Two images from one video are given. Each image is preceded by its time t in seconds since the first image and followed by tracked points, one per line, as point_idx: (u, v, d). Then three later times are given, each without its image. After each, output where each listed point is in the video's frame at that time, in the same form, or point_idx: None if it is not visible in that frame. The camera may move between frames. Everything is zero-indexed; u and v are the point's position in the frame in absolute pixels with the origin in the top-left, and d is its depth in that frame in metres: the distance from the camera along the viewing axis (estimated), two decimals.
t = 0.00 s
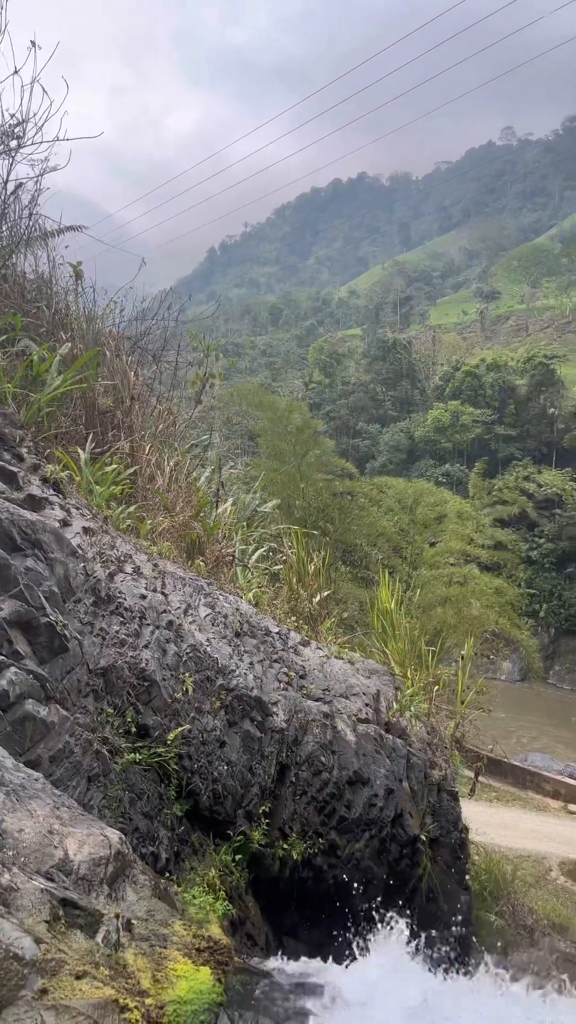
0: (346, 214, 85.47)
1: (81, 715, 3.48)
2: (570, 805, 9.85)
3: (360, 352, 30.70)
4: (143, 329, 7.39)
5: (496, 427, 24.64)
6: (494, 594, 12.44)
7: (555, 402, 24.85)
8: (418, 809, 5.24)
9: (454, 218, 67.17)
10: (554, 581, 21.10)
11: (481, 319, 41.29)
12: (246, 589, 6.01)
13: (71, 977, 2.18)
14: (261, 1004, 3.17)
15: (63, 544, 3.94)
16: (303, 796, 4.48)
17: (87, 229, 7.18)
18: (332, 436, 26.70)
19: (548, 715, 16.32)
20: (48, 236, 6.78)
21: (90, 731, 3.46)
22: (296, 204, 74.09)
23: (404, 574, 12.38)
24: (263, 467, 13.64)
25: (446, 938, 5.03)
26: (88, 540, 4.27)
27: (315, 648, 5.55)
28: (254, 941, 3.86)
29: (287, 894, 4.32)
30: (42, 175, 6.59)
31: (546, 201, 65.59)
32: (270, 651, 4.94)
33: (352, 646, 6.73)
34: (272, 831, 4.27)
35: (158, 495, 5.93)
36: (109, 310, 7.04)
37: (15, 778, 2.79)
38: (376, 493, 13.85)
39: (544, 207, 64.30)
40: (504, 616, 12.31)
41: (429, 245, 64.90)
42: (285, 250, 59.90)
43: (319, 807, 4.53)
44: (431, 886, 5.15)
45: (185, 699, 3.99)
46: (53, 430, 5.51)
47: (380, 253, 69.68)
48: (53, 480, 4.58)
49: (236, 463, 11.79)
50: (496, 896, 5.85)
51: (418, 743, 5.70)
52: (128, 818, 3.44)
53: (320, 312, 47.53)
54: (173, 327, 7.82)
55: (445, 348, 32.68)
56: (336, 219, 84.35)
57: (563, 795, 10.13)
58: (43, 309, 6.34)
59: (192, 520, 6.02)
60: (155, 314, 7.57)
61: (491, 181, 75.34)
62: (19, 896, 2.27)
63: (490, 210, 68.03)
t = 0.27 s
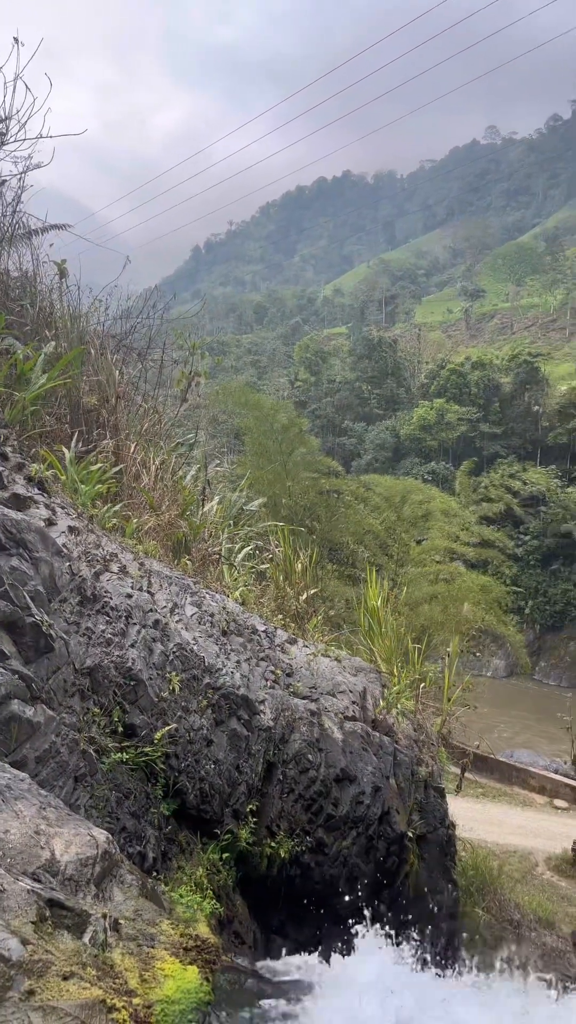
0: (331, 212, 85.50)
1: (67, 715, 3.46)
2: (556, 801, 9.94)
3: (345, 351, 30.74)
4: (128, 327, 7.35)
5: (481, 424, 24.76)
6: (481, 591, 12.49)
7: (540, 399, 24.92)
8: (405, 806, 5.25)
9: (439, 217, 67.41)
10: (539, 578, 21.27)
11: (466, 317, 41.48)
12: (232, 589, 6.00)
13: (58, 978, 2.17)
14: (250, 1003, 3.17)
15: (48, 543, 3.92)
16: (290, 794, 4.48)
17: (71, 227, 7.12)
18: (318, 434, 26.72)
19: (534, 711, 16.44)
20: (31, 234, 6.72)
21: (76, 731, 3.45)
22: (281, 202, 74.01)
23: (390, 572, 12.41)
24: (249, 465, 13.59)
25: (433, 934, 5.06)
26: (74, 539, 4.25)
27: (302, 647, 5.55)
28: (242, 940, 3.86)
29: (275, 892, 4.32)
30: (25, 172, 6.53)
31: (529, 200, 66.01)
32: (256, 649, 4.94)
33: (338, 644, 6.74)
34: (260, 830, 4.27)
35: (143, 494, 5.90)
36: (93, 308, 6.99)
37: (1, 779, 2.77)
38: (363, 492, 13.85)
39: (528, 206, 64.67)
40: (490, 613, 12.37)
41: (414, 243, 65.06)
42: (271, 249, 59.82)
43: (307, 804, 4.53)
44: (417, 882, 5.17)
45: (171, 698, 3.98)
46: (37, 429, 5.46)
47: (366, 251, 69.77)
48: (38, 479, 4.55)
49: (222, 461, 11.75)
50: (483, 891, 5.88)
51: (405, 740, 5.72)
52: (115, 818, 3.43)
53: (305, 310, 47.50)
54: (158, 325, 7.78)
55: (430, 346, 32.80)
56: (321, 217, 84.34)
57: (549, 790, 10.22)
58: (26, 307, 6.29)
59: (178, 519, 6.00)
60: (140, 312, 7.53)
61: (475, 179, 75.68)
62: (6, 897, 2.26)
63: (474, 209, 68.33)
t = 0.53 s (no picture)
0: (312, 212, 85.55)
1: (50, 716, 3.46)
2: (538, 796, 10.03)
3: (327, 350, 30.79)
4: (109, 327, 7.30)
5: (461, 423, 24.92)
6: (463, 589, 12.56)
7: (520, 398, 25.11)
8: (389, 804, 5.27)
9: (419, 217, 67.81)
10: (520, 576, 21.48)
11: (446, 316, 41.73)
12: (216, 589, 5.98)
13: (42, 981, 2.16)
14: (235, 1003, 3.17)
15: (30, 544, 3.90)
16: (275, 793, 4.49)
17: (50, 226, 7.05)
18: (300, 434, 26.76)
19: (515, 708, 16.60)
20: (11, 233, 6.66)
21: (59, 732, 3.44)
22: (262, 202, 73.93)
23: (374, 571, 12.47)
24: (231, 465, 13.56)
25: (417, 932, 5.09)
26: (55, 539, 4.22)
27: (285, 647, 5.55)
28: (226, 939, 3.86)
29: (259, 892, 4.33)
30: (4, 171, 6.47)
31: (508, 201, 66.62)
32: (240, 650, 4.93)
33: (322, 644, 6.75)
34: (244, 829, 4.28)
35: (125, 494, 5.87)
36: (74, 308, 6.95)
37: None
38: (346, 491, 13.86)
39: (507, 207, 65.27)
40: (473, 611, 12.45)
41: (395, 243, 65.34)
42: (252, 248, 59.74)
43: (290, 804, 4.53)
44: (402, 879, 5.19)
45: (155, 698, 3.97)
46: (18, 429, 5.43)
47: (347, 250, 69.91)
48: (19, 479, 4.52)
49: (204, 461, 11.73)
50: (466, 889, 5.97)
51: (388, 738, 5.76)
52: (98, 819, 3.42)
53: (287, 309, 47.54)
54: (140, 325, 7.75)
55: (411, 345, 32.98)
56: (302, 216, 84.38)
57: (531, 787, 10.30)
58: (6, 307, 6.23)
59: (160, 519, 5.98)
60: (121, 312, 7.49)
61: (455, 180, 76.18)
62: None
63: (454, 209, 68.81)
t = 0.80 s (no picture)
0: (289, 211, 85.56)
1: (29, 719, 3.44)
2: (518, 792, 10.14)
3: (306, 350, 30.83)
4: (86, 327, 7.23)
5: (440, 422, 25.10)
6: (443, 587, 12.64)
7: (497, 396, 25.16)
8: (370, 802, 5.30)
9: (396, 217, 68.17)
10: (499, 573, 21.72)
11: (424, 316, 41.98)
12: (196, 589, 5.97)
13: (24, 985, 2.15)
14: (219, 1005, 3.18)
15: (8, 545, 3.86)
16: (257, 792, 4.49)
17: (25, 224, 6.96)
18: (280, 433, 26.79)
19: (495, 704, 16.76)
20: None
21: (39, 735, 3.43)
22: (239, 201, 73.79)
23: (354, 570, 12.52)
24: (211, 465, 13.53)
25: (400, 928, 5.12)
26: (34, 541, 4.19)
27: (266, 647, 5.53)
28: (210, 940, 3.86)
29: (242, 891, 4.34)
30: None
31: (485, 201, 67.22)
32: (221, 650, 4.92)
33: (303, 643, 6.76)
34: (226, 829, 4.28)
35: (104, 494, 5.84)
36: (51, 307, 6.88)
37: None
38: (326, 490, 13.88)
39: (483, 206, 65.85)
40: (454, 609, 12.54)
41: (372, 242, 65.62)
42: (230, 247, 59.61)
43: (273, 803, 4.54)
44: (384, 876, 5.21)
45: (135, 700, 3.95)
46: None
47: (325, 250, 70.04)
48: None
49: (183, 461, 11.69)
50: (447, 884, 6.03)
51: (369, 736, 5.78)
52: (79, 822, 3.41)
53: (265, 308, 47.52)
54: (118, 325, 7.70)
55: (389, 344, 33.14)
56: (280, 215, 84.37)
57: (511, 782, 10.40)
58: None
59: (139, 520, 5.95)
60: (98, 312, 7.43)
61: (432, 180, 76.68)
62: None
63: (431, 208, 69.27)
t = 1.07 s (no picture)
0: (265, 210, 85.48)
1: (6, 723, 3.43)
2: (497, 787, 10.23)
3: (283, 349, 30.82)
4: (61, 326, 7.13)
5: (417, 421, 25.23)
6: (421, 585, 12.71)
7: (474, 393, 25.30)
8: (351, 800, 5.31)
9: (372, 216, 68.42)
10: (476, 570, 21.91)
11: (400, 315, 42.17)
12: (174, 590, 5.95)
13: (4, 992, 2.24)
14: (199, 1005, 3.20)
15: None
16: (237, 793, 4.48)
17: None
18: (257, 433, 26.78)
19: (474, 700, 16.90)
20: None
21: (16, 741, 3.41)
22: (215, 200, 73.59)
23: (333, 569, 12.57)
24: (189, 465, 13.48)
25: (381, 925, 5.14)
26: (9, 543, 4.15)
27: (246, 647, 5.51)
28: (191, 942, 3.86)
29: (223, 892, 4.34)
30: None
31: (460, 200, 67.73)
32: (200, 650, 4.89)
33: (283, 642, 6.76)
34: (206, 830, 4.28)
35: (80, 496, 5.80)
36: (24, 307, 6.81)
37: None
38: (305, 489, 13.87)
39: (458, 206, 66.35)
40: (432, 607, 12.62)
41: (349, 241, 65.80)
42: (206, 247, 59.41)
43: (253, 803, 4.53)
44: (365, 874, 5.23)
45: (114, 702, 3.93)
46: None
47: (301, 249, 70.09)
48: None
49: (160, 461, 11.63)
50: (426, 881, 5.95)
51: (349, 734, 5.79)
52: (57, 825, 3.40)
53: (242, 307, 47.44)
54: (93, 325, 7.63)
55: (366, 343, 33.25)
56: (257, 214, 84.24)
57: (490, 778, 10.50)
58: None
59: (116, 520, 5.89)
60: (73, 311, 7.35)
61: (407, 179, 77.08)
62: None
63: (407, 208, 69.64)
